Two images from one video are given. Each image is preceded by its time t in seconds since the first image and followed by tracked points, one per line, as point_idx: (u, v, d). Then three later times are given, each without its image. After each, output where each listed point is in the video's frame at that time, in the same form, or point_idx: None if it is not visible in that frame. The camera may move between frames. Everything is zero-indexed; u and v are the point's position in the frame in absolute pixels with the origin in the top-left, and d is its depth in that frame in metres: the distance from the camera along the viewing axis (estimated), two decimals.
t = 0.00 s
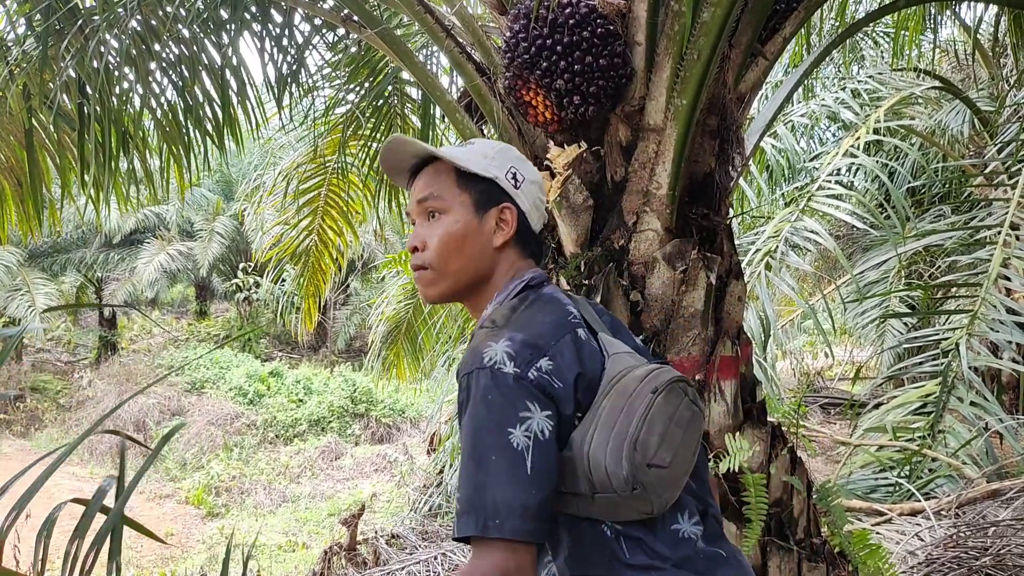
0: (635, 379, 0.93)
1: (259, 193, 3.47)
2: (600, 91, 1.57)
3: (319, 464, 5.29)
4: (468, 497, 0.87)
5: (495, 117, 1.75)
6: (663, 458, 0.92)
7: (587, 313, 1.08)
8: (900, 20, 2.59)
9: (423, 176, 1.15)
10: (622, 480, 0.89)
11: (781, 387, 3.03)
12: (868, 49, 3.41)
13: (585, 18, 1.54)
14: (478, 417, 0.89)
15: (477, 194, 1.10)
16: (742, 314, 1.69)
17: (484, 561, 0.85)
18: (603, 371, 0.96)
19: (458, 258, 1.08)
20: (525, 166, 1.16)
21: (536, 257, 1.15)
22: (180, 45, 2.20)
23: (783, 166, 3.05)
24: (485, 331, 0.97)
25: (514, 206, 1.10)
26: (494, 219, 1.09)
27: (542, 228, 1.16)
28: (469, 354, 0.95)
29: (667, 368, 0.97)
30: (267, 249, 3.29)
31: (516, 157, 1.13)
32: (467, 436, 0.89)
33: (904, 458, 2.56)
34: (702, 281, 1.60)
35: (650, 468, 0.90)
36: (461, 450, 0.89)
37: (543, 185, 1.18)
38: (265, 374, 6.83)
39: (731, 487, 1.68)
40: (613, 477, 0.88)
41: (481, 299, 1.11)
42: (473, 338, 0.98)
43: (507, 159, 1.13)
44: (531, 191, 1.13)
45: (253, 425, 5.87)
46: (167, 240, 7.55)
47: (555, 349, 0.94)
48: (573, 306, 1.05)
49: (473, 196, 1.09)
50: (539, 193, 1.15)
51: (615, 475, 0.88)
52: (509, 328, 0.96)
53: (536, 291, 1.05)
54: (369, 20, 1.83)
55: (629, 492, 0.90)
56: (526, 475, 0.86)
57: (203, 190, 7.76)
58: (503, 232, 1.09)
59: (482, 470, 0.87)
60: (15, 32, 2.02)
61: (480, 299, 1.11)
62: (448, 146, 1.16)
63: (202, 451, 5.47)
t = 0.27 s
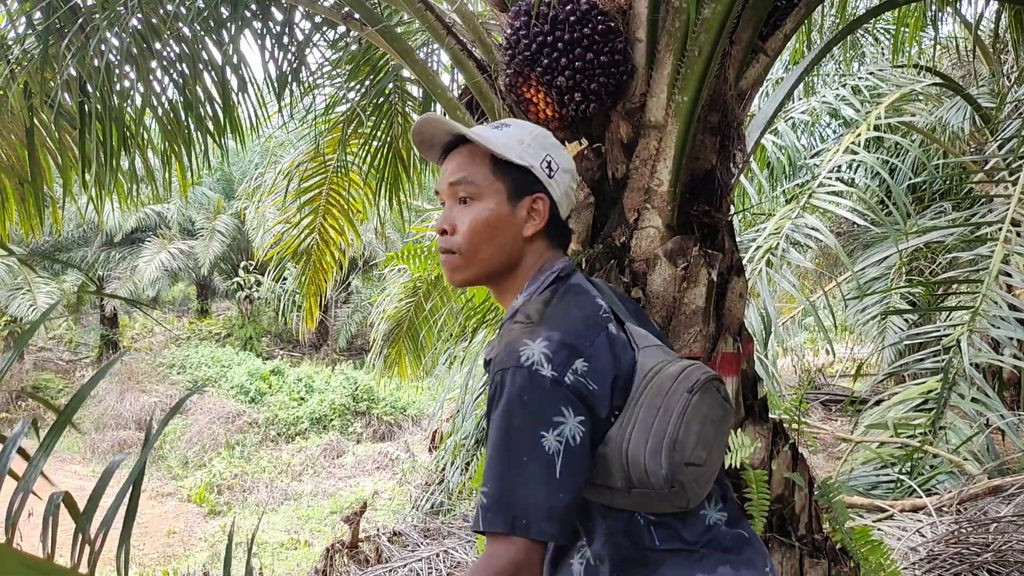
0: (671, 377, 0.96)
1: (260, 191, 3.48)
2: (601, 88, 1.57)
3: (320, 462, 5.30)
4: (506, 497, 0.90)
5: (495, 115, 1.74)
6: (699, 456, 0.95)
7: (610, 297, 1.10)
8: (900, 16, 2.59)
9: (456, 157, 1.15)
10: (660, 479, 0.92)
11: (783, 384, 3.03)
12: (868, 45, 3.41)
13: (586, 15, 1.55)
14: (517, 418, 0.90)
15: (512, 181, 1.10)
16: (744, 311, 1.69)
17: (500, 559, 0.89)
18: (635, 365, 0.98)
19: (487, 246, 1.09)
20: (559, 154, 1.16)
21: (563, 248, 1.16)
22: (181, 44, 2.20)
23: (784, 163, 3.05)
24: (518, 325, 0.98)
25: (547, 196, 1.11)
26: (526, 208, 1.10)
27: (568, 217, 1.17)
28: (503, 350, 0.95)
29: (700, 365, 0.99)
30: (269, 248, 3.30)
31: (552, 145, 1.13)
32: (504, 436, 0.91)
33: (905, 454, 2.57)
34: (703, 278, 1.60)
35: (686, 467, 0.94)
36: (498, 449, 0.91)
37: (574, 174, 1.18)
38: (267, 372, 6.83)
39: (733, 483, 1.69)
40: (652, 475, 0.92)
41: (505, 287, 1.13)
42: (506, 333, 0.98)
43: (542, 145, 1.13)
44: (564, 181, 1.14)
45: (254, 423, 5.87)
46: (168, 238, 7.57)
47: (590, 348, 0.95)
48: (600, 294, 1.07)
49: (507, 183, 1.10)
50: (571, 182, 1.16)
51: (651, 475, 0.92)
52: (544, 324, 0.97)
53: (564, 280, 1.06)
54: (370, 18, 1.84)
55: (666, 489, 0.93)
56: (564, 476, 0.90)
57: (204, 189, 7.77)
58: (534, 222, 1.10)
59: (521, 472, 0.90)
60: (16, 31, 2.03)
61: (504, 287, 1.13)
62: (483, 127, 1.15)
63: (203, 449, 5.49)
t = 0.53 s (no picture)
0: (721, 375, 0.95)
1: (260, 189, 3.48)
2: (601, 84, 1.56)
3: (321, 459, 5.31)
4: (557, 494, 0.87)
5: (495, 111, 1.73)
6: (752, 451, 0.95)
7: (652, 292, 1.10)
8: (900, 11, 2.59)
9: (492, 151, 1.13)
10: (720, 475, 0.91)
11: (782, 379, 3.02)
12: (868, 41, 3.40)
13: (586, 11, 1.54)
14: (572, 417, 0.88)
15: (552, 175, 1.09)
16: (744, 307, 1.69)
17: (516, 543, 0.86)
18: (683, 362, 0.98)
19: (531, 243, 1.08)
20: (596, 141, 1.17)
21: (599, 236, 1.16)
22: (181, 41, 2.19)
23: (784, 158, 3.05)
24: (567, 322, 0.97)
25: (587, 187, 1.11)
26: (568, 202, 1.09)
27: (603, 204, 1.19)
28: (553, 347, 0.94)
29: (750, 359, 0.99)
30: (269, 245, 3.29)
31: (590, 134, 1.13)
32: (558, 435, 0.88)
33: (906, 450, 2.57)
34: (704, 274, 1.60)
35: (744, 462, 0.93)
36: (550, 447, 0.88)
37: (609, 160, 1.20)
38: (268, 370, 6.83)
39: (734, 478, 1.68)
40: (711, 472, 0.91)
41: (548, 282, 1.13)
42: (553, 331, 0.97)
43: (581, 134, 1.13)
44: (599, 171, 1.14)
45: (255, 420, 5.88)
46: (168, 236, 7.57)
47: (637, 348, 0.95)
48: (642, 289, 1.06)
49: (548, 178, 1.09)
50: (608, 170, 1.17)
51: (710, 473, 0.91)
52: (594, 321, 0.96)
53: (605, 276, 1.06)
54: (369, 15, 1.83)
55: (725, 485, 0.93)
56: (616, 474, 0.89)
57: (204, 186, 7.77)
58: (575, 215, 1.10)
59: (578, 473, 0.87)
60: (15, 28, 2.02)
61: (546, 281, 1.13)
62: (517, 117, 1.14)
63: (204, 446, 5.50)
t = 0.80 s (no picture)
0: (766, 394, 0.90)
1: (259, 187, 3.48)
2: (600, 80, 1.56)
3: (321, 457, 5.32)
4: (612, 508, 0.81)
5: (494, 108, 1.73)
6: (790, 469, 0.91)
7: (699, 282, 1.03)
8: (898, 7, 2.59)
9: (522, 160, 1.01)
10: (752, 500, 0.87)
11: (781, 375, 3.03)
12: (867, 37, 3.40)
13: (585, 7, 1.54)
14: (621, 425, 0.81)
15: (592, 172, 0.99)
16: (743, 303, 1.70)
17: (597, 560, 0.80)
18: (731, 370, 0.91)
19: (585, 249, 1.00)
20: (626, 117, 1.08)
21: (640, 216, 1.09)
22: (179, 39, 2.19)
23: (783, 155, 3.05)
24: (616, 315, 0.89)
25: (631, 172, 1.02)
26: (614, 196, 1.00)
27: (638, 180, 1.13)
28: (599, 345, 0.86)
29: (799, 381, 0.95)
30: (268, 244, 3.29)
31: (623, 117, 1.04)
32: (606, 444, 0.82)
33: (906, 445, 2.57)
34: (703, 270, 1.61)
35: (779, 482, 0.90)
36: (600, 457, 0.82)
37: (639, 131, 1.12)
38: (267, 368, 6.83)
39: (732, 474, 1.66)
40: (743, 496, 0.86)
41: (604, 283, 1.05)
42: (597, 328, 0.90)
43: (612, 119, 1.04)
44: (637, 148, 1.06)
45: (256, 419, 5.87)
46: (167, 235, 7.58)
47: (689, 348, 0.87)
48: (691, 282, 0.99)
49: (590, 178, 0.99)
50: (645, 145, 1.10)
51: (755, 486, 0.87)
52: (645, 318, 0.88)
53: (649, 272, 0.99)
54: (368, 12, 1.83)
55: (753, 510, 0.88)
56: (662, 484, 0.83)
57: (203, 185, 7.77)
58: (624, 207, 1.01)
59: (627, 485, 0.81)
60: (13, 28, 2.02)
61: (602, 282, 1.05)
62: (540, 117, 1.03)
63: (204, 445, 5.50)
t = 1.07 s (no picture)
0: (830, 411, 0.92)
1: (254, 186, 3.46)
2: (596, 76, 1.55)
3: (318, 456, 5.30)
4: (724, 529, 0.82)
5: (490, 106, 1.71)
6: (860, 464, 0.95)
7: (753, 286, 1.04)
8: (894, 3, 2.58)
9: (574, 176, 0.96)
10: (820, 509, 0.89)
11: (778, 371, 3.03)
12: (862, 32, 3.40)
13: (580, 3, 1.52)
14: (708, 442, 0.83)
15: (649, 179, 0.96)
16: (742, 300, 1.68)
17: None
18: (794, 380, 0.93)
19: (646, 257, 0.98)
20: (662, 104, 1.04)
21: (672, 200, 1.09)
22: (173, 37, 2.18)
23: (780, 151, 3.05)
24: (690, 320, 0.90)
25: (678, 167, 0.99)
26: (669, 196, 0.98)
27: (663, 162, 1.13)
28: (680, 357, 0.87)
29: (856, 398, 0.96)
30: (264, 243, 3.28)
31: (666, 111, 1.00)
32: (696, 461, 0.83)
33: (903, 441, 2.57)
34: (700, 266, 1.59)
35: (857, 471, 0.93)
36: (690, 473, 0.84)
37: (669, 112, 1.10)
38: (264, 367, 6.81)
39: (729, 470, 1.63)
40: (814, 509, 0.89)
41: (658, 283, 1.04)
42: (671, 336, 0.90)
43: (654, 115, 1.00)
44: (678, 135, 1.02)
45: (252, 418, 5.85)
46: (162, 234, 7.55)
47: (761, 354, 0.89)
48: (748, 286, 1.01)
49: (647, 186, 0.95)
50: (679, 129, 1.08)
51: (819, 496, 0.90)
52: (720, 323, 0.89)
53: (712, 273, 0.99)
54: (362, 9, 1.82)
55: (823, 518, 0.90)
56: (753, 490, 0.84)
57: (197, 183, 7.74)
58: (678, 204, 0.99)
59: (725, 501, 0.83)
60: (5, 26, 2.01)
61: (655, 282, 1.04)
62: (582, 126, 0.97)
63: (201, 445, 5.49)
